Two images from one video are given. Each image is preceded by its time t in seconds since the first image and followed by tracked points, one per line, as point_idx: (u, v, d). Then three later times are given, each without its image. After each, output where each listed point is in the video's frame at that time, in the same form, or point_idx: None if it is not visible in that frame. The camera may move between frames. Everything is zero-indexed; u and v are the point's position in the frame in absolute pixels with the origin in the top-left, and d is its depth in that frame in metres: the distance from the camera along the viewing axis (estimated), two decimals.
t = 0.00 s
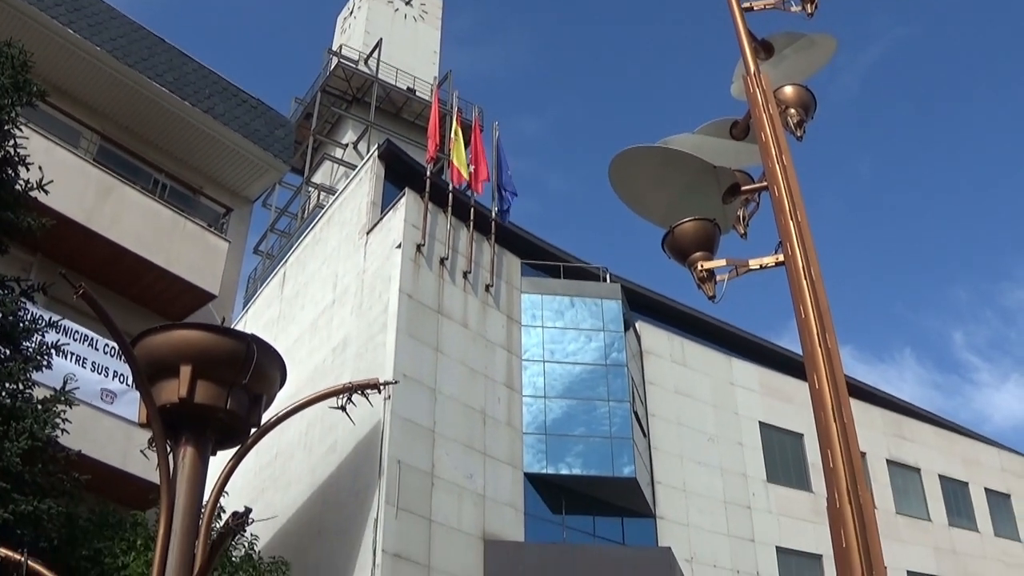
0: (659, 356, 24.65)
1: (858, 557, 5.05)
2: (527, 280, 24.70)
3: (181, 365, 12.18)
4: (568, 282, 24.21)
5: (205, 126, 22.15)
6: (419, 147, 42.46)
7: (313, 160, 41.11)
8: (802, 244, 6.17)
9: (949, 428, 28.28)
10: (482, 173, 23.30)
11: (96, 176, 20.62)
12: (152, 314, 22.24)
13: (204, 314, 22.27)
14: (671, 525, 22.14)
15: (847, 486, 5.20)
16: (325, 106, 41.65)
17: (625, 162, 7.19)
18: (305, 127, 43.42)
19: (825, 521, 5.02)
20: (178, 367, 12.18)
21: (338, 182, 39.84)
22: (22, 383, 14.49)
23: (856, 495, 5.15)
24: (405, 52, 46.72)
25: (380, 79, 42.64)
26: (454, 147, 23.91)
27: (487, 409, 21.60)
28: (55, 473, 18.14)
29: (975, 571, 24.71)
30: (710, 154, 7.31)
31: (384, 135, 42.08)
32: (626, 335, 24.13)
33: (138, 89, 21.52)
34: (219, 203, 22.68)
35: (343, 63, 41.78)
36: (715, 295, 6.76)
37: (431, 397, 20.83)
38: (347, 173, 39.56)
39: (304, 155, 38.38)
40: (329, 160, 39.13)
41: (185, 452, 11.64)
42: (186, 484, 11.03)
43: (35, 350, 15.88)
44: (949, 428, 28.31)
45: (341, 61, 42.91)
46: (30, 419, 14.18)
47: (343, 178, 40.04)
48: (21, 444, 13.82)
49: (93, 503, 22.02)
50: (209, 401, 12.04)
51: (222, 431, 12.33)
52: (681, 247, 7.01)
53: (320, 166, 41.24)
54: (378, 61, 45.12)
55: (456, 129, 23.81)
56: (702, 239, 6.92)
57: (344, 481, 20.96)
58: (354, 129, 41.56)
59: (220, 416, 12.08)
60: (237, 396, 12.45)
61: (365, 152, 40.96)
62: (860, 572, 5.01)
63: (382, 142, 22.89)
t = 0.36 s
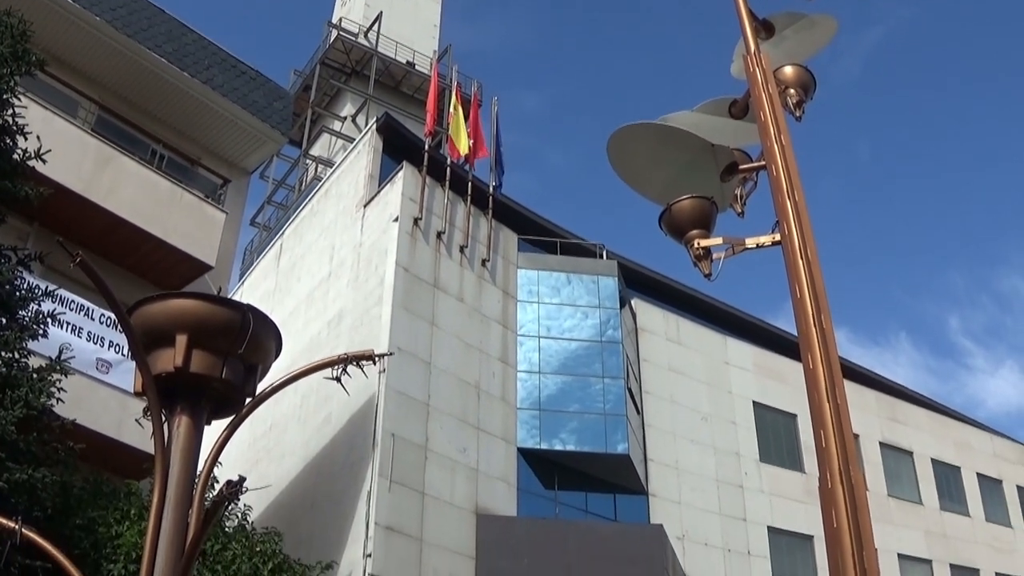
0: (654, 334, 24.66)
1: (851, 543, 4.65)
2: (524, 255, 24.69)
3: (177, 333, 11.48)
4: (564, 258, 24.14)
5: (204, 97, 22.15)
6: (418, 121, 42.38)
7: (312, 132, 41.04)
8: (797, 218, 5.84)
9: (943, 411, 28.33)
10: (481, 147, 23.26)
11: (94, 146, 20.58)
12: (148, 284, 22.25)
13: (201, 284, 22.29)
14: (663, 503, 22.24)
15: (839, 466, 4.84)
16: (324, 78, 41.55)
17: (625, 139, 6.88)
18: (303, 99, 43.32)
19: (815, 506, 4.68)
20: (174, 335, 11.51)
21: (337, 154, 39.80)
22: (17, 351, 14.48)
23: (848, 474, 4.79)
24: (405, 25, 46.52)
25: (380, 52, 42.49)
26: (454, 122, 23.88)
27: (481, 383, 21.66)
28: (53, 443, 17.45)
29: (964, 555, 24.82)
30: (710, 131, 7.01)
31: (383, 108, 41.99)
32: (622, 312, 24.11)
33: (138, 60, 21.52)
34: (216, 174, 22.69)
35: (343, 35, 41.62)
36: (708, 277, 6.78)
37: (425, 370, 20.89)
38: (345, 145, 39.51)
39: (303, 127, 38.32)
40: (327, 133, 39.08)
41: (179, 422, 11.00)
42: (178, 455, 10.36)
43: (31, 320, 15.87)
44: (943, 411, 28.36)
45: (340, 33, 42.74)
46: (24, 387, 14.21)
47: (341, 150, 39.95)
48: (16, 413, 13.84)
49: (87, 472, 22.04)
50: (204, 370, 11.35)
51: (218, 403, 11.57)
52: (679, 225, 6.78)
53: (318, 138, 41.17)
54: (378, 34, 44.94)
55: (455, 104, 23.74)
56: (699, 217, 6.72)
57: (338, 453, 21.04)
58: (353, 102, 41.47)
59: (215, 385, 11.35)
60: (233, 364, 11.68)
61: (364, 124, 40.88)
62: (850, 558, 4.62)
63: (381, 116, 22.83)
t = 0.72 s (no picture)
0: (649, 299, 24.67)
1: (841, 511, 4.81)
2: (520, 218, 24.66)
3: (172, 290, 10.83)
4: (562, 223, 24.08)
5: (203, 56, 22.14)
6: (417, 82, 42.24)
7: (311, 92, 40.91)
8: (796, 188, 5.93)
9: (936, 386, 28.39)
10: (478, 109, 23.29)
11: (92, 103, 20.51)
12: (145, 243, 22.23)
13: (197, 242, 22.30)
14: (655, 469, 22.34)
15: (829, 432, 4.98)
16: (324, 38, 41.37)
17: (619, 105, 6.86)
18: (303, 58, 43.12)
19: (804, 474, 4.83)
20: (169, 291, 10.86)
21: (336, 114, 39.71)
22: (11, 307, 14.57)
23: (840, 442, 4.94)
24: None
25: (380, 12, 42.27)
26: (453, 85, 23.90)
27: (476, 345, 21.71)
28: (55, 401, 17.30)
29: (954, 529, 24.94)
30: (711, 97, 6.94)
31: (382, 69, 41.83)
32: (617, 278, 24.08)
33: (138, 19, 21.43)
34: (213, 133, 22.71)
35: None
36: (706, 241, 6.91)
37: (420, 331, 20.92)
38: (343, 106, 39.40)
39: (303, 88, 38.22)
40: (327, 92, 38.96)
41: (173, 377, 10.39)
42: (172, 410, 9.70)
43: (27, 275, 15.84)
44: (936, 386, 28.42)
45: None
46: (20, 343, 14.34)
47: (340, 110, 39.81)
48: (11, 369, 13.97)
49: (81, 429, 22.06)
50: (199, 327, 10.75)
51: (212, 358, 11.04)
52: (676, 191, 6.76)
53: (317, 98, 41.06)
54: None
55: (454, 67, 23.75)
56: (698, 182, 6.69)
57: (332, 412, 21.09)
58: (353, 63, 41.32)
59: (210, 344, 10.78)
60: (228, 321, 11.09)
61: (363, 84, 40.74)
62: (839, 523, 4.79)
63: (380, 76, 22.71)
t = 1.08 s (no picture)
0: (643, 237, 24.66)
1: (834, 448, 4.96)
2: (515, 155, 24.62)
3: (164, 226, 8.52)
4: (557, 162, 23.98)
5: None
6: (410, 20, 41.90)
7: (303, 31, 40.66)
8: (792, 130, 6.04)
9: (930, 329, 28.49)
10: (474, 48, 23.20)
11: (83, 44, 20.36)
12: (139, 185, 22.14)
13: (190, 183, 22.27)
14: (649, 407, 22.57)
15: (824, 371, 5.13)
16: None
17: (614, 47, 6.74)
18: None
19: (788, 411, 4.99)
20: (159, 228, 8.52)
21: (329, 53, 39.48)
22: (5, 249, 14.48)
23: (833, 377, 5.10)
24: None
25: None
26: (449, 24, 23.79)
27: (470, 284, 21.71)
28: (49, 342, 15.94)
29: (947, 471, 25.14)
30: (706, 34, 6.77)
31: (375, 7, 41.50)
32: (612, 217, 24.03)
33: None
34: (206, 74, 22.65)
35: None
36: (702, 178, 6.93)
37: (415, 269, 20.93)
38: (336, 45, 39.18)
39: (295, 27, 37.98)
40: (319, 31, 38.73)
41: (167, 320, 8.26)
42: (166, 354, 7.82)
43: (20, 216, 15.75)
44: (931, 329, 28.54)
45: None
46: (14, 285, 14.26)
47: (332, 50, 39.57)
48: (7, 310, 14.01)
49: (77, 369, 22.11)
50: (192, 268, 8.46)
51: (206, 297, 8.73)
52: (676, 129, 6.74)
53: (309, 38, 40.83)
54: None
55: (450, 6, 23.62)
56: (691, 120, 6.69)
57: (326, 350, 21.13)
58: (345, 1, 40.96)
59: (205, 283, 8.52)
60: (225, 260, 8.74)
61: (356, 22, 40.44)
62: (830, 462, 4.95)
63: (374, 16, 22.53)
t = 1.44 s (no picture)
0: (644, 162, 24.65)
1: (833, 433, 4.64)
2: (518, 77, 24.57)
3: (163, 137, 7.73)
4: (560, 84, 23.82)
5: None
6: None
7: None
8: (797, 71, 5.68)
9: (929, 266, 28.80)
10: None
11: None
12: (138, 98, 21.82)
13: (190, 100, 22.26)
14: (645, 331, 22.91)
15: (821, 301, 4.92)
16: None
17: None
18: None
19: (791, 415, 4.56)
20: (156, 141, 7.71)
21: None
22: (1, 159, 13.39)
23: (831, 309, 4.85)
24: None
25: None
26: None
27: (470, 205, 21.70)
28: (43, 252, 14.22)
29: (940, 407, 25.67)
30: None
31: None
32: (613, 141, 23.93)
33: None
34: None
35: None
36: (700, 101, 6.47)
37: (414, 189, 20.88)
38: None
39: None
40: None
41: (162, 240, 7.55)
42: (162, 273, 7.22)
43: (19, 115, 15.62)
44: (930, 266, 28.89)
45: None
46: (13, 200, 13.17)
47: None
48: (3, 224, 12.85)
49: (75, 284, 22.17)
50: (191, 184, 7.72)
51: (205, 212, 8.00)
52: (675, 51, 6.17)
53: None
54: None
55: None
56: (695, 46, 6.14)
57: (323, 268, 21.11)
58: None
59: (205, 198, 7.79)
60: (225, 175, 7.95)
61: None
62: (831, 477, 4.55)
63: None
